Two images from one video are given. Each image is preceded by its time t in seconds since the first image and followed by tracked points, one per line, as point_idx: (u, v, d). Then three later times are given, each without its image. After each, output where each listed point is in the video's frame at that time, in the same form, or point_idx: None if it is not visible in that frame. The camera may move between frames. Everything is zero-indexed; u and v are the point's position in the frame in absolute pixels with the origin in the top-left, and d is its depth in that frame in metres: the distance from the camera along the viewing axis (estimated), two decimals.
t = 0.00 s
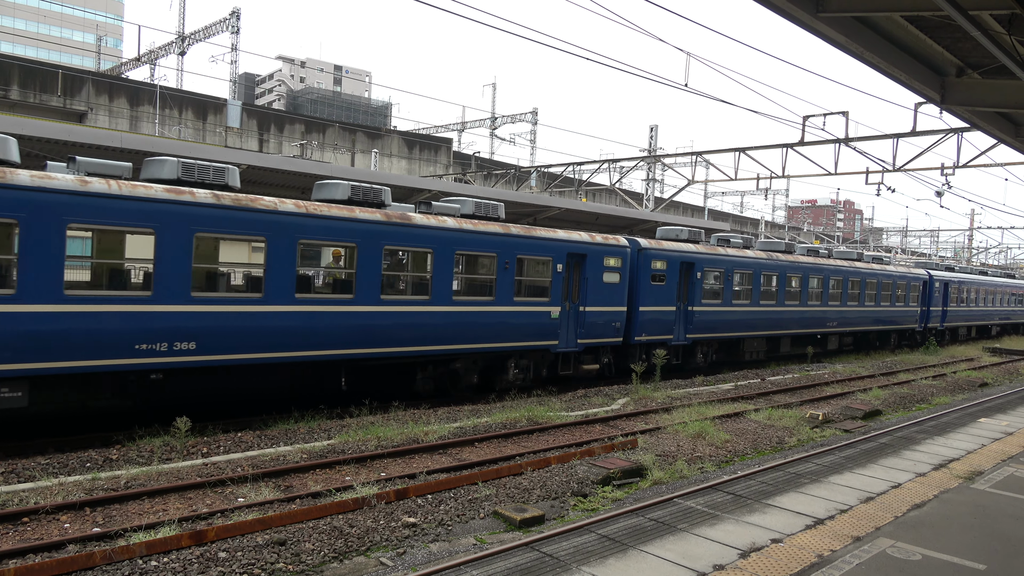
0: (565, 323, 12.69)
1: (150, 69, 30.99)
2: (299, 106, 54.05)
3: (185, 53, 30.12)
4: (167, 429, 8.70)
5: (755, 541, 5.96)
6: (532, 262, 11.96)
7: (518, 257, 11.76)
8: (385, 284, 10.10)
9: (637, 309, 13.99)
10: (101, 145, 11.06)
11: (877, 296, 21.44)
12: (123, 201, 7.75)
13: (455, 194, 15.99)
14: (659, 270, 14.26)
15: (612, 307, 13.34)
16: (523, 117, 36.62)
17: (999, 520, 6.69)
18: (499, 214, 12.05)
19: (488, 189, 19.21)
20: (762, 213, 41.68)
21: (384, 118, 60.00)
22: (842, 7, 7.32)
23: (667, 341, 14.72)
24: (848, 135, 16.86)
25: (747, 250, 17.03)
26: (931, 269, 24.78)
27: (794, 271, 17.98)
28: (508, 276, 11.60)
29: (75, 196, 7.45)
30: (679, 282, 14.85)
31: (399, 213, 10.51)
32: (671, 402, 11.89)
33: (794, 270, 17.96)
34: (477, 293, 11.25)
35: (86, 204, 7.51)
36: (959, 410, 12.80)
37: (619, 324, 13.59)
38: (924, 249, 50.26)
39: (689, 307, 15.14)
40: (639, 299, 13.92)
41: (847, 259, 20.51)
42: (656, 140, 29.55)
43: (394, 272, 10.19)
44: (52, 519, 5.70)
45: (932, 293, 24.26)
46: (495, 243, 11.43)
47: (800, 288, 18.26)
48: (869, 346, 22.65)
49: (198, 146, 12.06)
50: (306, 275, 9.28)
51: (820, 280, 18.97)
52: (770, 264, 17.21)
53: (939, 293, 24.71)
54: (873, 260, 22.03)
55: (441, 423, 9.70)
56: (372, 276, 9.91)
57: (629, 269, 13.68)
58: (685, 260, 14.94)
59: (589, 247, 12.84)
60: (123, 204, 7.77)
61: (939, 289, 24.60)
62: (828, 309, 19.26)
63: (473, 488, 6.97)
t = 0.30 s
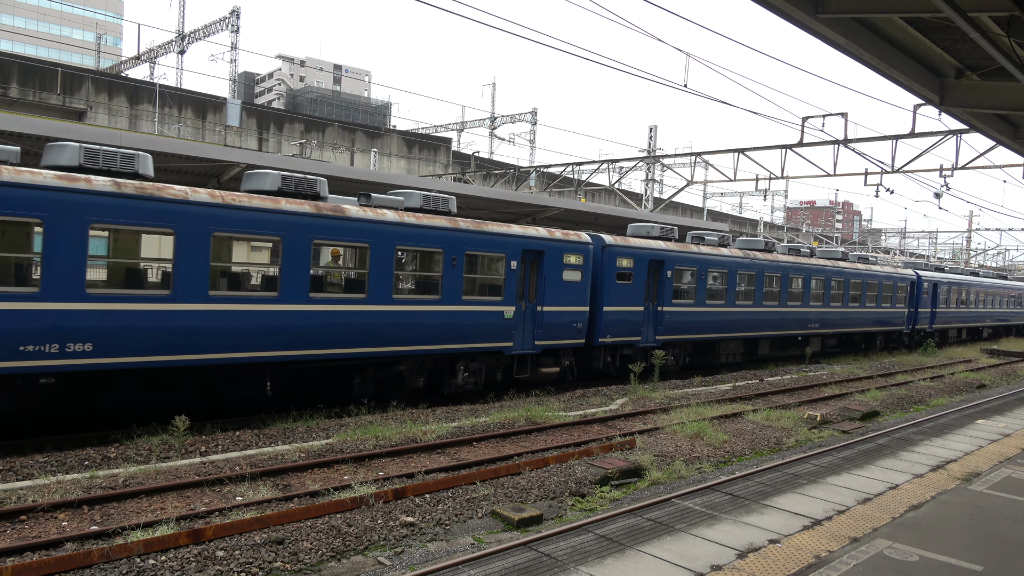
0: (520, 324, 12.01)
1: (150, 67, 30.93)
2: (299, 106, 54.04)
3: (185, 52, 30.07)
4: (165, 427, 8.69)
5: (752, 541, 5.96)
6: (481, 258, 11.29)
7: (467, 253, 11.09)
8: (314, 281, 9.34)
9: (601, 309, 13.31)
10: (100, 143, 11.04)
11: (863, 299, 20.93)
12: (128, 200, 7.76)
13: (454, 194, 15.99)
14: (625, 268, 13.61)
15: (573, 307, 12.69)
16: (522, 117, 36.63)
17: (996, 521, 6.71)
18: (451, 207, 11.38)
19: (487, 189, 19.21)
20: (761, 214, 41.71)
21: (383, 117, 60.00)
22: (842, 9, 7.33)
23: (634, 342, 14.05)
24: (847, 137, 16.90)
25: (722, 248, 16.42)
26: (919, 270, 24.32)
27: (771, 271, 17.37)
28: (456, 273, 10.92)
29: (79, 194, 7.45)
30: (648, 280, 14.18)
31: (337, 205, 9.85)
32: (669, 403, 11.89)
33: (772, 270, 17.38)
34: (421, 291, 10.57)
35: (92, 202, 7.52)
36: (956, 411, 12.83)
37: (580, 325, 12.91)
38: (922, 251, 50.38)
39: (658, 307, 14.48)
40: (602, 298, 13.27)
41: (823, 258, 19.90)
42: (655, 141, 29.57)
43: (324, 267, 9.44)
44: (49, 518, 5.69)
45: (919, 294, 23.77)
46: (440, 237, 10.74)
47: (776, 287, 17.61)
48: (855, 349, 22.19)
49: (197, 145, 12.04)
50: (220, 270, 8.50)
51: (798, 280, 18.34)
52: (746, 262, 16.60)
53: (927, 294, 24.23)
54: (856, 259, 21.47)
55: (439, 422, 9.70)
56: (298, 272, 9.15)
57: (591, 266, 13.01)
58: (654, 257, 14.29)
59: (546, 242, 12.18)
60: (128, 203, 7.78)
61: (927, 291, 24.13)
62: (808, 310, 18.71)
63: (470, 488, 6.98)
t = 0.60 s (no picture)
0: (471, 325, 11.36)
1: (149, 69, 30.94)
2: (298, 106, 54.05)
3: (183, 53, 30.07)
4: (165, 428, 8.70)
5: (752, 540, 5.97)
6: (427, 255, 10.57)
7: (410, 249, 10.35)
8: (231, 278, 8.57)
9: (562, 309, 12.64)
10: (98, 144, 11.02)
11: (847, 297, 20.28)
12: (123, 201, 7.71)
13: (453, 194, 15.98)
14: (588, 264, 12.93)
15: (530, 306, 12.04)
16: (521, 117, 36.61)
17: (996, 519, 6.71)
18: (396, 200, 10.71)
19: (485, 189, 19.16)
20: (760, 212, 41.71)
21: (383, 118, 59.98)
22: (840, 8, 7.33)
23: (599, 343, 13.34)
24: (846, 136, 16.89)
25: (697, 244, 15.66)
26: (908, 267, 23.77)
27: (749, 268, 16.63)
28: (396, 270, 10.18)
29: (77, 197, 7.42)
30: (614, 278, 13.47)
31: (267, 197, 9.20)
32: (669, 402, 11.89)
33: (749, 267, 16.64)
34: (358, 290, 9.83)
35: (88, 203, 7.46)
36: (956, 409, 12.83)
37: (538, 325, 12.25)
38: (921, 250, 50.37)
39: (625, 306, 13.78)
40: (563, 297, 12.58)
41: (804, 255, 19.15)
42: (655, 140, 29.57)
43: (31, 252, 7.18)
44: (50, 519, 5.69)
45: (908, 292, 23.20)
46: (378, 232, 9.98)
47: (754, 285, 16.90)
48: (840, 348, 21.61)
49: (195, 146, 12.03)
50: (140, 268, 7.91)
51: (778, 278, 17.63)
52: (722, 259, 15.90)
53: (916, 292, 23.67)
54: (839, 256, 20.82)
55: (439, 422, 9.69)
56: (212, 267, 8.39)
57: (550, 263, 12.34)
58: (621, 254, 13.60)
59: (497, 237, 11.51)
60: (132, 205, 7.78)
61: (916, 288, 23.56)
62: (789, 310, 18.07)
63: (471, 488, 6.98)
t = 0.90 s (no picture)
0: (416, 327, 10.64)
1: (146, 72, 30.90)
2: (296, 108, 54.04)
3: (181, 56, 30.05)
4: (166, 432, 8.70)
5: (755, 537, 5.97)
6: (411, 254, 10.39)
7: (343, 246, 9.58)
8: (141, 278, 7.87)
9: (518, 309, 11.89)
10: (95, 148, 11.01)
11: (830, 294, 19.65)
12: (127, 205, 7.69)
13: (453, 194, 15.99)
14: (546, 261, 12.19)
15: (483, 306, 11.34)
16: (520, 117, 36.62)
17: (998, 514, 6.72)
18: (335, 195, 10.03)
19: (484, 189, 19.18)
20: (759, 209, 41.73)
21: (380, 119, 59.99)
22: (836, 5, 7.34)
23: (561, 344, 12.62)
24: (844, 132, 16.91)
25: (667, 238, 14.95)
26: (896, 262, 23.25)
27: (724, 264, 15.91)
28: (327, 269, 9.41)
29: (80, 202, 7.43)
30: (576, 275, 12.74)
31: (184, 190, 8.54)
32: (670, 400, 11.90)
33: (724, 263, 15.92)
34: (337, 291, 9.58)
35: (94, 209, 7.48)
36: (957, 404, 12.84)
37: (491, 326, 11.52)
38: (920, 245, 50.44)
39: (589, 305, 13.04)
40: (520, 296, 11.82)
41: (783, 251, 18.41)
42: (653, 138, 29.58)
43: None
44: (52, 524, 5.69)
45: (896, 288, 22.68)
46: (307, 227, 9.22)
47: (729, 282, 16.17)
48: (824, 347, 21.09)
49: (193, 149, 12.01)
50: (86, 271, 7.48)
51: (756, 273, 16.93)
52: (695, 255, 15.17)
53: (904, 287, 23.17)
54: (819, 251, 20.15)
55: (439, 423, 9.68)
56: (116, 266, 7.65)
57: (504, 260, 11.61)
58: (584, 250, 12.85)
59: (442, 232, 10.77)
60: (132, 209, 7.78)
61: (904, 283, 23.05)
62: (769, 308, 17.41)
63: (473, 488, 6.98)
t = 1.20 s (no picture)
0: (353, 329, 9.90)
1: (144, 74, 30.90)
2: (295, 109, 54.05)
3: (179, 57, 30.04)
4: (167, 433, 8.70)
5: (756, 536, 5.97)
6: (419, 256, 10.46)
7: (267, 243, 8.85)
8: (54, 279, 7.31)
9: (470, 309, 11.22)
10: (95, 150, 11.01)
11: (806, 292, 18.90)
12: (135, 207, 7.81)
13: (452, 194, 16.00)
14: (501, 259, 11.57)
15: (430, 306, 10.65)
16: (519, 117, 36.60)
17: (998, 512, 6.72)
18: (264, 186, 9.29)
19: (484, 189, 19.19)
20: (759, 208, 41.74)
21: (379, 119, 59.98)
22: (835, 3, 7.34)
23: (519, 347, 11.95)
24: (844, 130, 16.90)
25: (637, 235, 14.30)
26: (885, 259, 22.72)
27: (695, 261, 15.21)
28: (248, 268, 8.69)
29: (87, 204, 7.49)
30: (535, 273, 12.12)
31: (91, 182, 7.97)
32: (670, 399, 11.90)
33: (696, 260, 15.24)
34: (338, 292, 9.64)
35: (95, 210, 7.52)
36: (957, 402, 12.83)
37: (439, 328, 10.82)
38: (920, 244, 50.45)
39: (550, 305, 12.39)
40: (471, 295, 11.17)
41: (760, 247, 17.63)
42: (652, 137, 29.58)
43: None
44: (52, 526, 5.68)
45: (885, 286, 22.16)
46: (224, 222, 8.48)
47: (701, 280, 15.47)
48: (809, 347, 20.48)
49: (192, 150, 11.99)
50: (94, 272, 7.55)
51: (732, 271, 16.20)
52: (666, 252, 14.52)
53: (893, 285, 22.65)
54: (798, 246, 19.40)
55: (440, 423, 9.67)
56: (1, 262, 6.96)
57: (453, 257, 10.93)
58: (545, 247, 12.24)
59: (381, 227, 10.04)
60: (139, 211, 7.84)
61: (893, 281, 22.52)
62: (746, 307, 16.70)
63: (473, 489, 6.97)
